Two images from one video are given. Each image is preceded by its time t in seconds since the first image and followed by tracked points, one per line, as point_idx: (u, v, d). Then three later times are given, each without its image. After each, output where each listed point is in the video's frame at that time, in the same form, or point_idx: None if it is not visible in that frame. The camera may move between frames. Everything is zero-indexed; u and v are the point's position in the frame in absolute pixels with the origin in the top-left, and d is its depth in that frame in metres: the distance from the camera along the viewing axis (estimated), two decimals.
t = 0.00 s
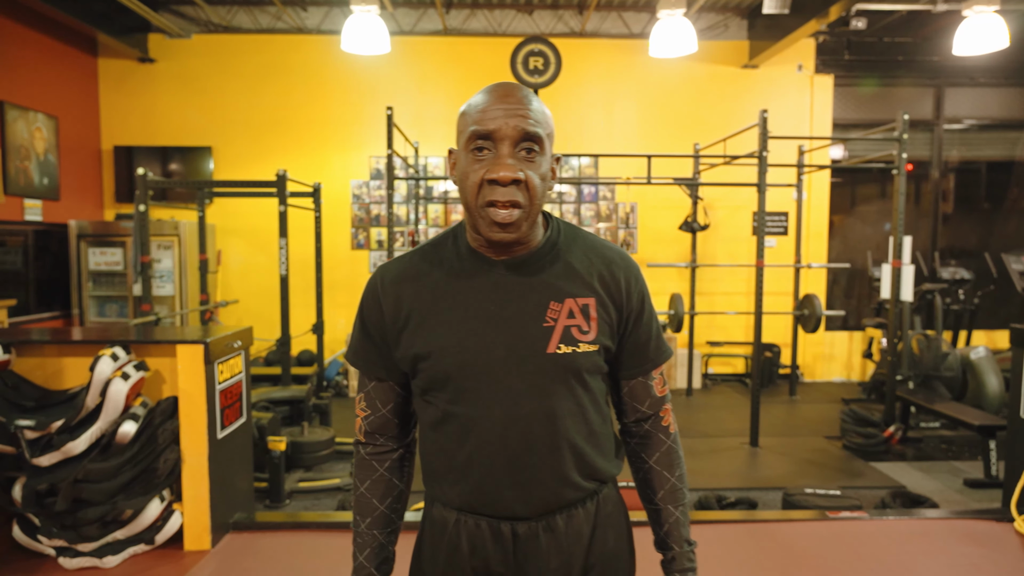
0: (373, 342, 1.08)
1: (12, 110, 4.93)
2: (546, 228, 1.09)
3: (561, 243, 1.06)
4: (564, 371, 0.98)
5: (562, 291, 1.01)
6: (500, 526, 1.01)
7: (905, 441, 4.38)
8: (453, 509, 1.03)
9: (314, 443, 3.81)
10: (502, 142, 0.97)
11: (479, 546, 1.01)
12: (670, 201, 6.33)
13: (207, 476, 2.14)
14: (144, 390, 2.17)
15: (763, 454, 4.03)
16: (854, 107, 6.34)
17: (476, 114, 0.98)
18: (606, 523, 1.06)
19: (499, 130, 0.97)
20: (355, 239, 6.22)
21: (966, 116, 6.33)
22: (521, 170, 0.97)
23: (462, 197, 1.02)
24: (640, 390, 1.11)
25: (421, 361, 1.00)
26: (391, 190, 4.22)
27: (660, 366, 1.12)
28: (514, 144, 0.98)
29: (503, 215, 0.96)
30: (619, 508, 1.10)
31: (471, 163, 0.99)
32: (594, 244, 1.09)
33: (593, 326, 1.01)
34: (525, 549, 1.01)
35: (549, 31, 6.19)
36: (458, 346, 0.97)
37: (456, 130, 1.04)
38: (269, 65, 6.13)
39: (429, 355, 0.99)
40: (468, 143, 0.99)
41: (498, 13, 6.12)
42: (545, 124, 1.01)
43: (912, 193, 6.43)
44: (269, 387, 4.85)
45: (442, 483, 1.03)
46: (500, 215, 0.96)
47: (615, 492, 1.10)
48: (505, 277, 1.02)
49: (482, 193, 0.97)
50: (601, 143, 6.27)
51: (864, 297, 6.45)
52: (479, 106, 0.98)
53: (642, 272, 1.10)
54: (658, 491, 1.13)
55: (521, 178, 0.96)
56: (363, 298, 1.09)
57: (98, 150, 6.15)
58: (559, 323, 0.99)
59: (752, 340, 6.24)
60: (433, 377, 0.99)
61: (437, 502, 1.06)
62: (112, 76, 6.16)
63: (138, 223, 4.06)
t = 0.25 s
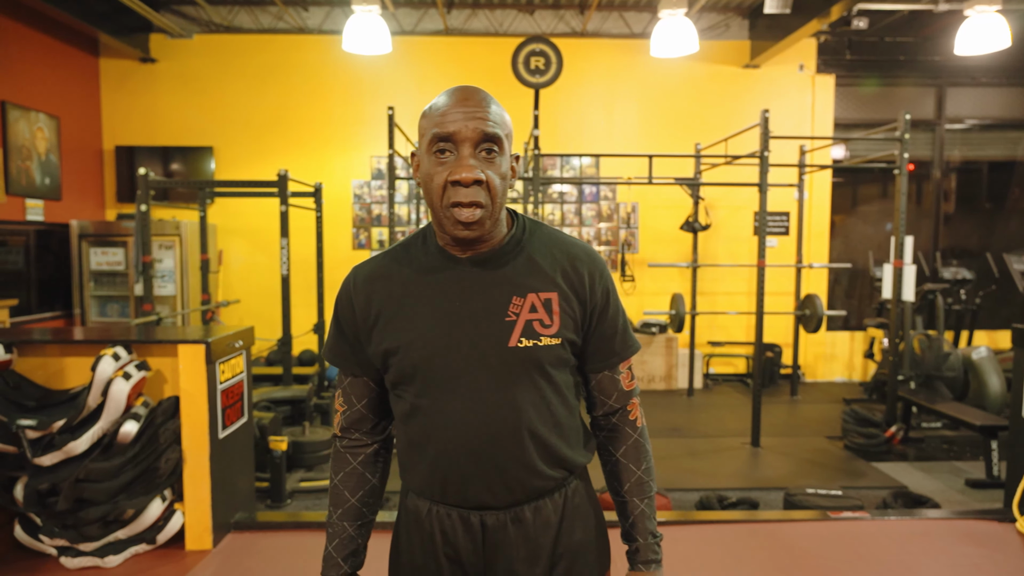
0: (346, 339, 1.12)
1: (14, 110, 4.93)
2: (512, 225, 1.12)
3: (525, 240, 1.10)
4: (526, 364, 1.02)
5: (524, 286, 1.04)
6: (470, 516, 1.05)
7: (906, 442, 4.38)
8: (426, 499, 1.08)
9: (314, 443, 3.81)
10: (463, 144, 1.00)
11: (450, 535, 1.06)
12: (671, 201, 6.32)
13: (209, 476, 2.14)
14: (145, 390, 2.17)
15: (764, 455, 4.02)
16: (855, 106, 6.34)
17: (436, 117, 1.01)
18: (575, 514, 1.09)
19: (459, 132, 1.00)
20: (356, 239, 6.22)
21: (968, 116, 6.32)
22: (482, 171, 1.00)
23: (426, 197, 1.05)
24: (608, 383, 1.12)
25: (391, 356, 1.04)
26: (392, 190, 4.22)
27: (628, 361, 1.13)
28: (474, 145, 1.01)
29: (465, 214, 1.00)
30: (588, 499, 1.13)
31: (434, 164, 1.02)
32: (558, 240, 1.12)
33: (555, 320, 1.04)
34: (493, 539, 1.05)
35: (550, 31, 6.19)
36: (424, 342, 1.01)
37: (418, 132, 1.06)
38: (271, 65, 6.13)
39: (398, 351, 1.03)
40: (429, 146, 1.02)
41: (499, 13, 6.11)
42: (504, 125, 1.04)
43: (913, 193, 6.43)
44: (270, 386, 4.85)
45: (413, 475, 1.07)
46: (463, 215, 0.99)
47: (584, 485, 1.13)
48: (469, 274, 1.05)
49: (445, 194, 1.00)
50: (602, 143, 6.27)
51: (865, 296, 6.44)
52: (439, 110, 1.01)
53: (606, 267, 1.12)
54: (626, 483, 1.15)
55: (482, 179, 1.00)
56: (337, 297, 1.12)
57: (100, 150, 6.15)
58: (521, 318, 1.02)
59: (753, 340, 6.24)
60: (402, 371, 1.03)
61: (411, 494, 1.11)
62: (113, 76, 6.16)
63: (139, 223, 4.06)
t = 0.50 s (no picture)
0: (337, 336, 1.13)
1: (17, 110, 4.95)
2: (496, 222, 1.12)
3: (509, 236, 1.10)
4: (509, 356, 1.02)
5: (507, 281, 1.05)
6: (458, 507, 1.06)
7: (909, 442, 4.37)
8: (415, 492, 1.09)
9: (317, 443, 3.84)
10: (445, 145, 1.00)
11: (438, 526, 1.06)
12: (673, 201, 6.32)
13: (211, 475, 2.14)
14: (148, 390, 2.17)
15: (766, 455, 4.02)
16: (858, 106, 6.33)
17: (418, 119, 1.02)
18: (562, 507, 1.09)
19: (441, 133, 1.00)
20: (358, 239, 6.23)
21: (971, 116, 6.31)
22: (465, 170, 1.00)
23: (410, 197, 1.05)
24: (595, 376, 1.12)
25: (380, 352, 1.05)
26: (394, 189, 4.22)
27: (613, 352, 1.13)
28: (456, 146, 1.01)
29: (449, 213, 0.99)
30: (576, 494, 1.13)
31: (417, 166, 1.02)
32: (542, 236, 1.13)
33: (538, 313, 1.04)
34: (481, 531, 1.05)
35: (553, 31, 6.19)
36: (410, 336, 1.02)
37: (400, 134, 1.07)
38: (273, 65, 6.14)
39: (385, 346, 1.04)
40: (412, 147, 1.02)
41: (501, 13, 6.12)
42: (485, 125, 1.05)
43: (916, 193, 6.42)
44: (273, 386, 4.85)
45: (402, 468, 1.08)
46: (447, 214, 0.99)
47: (572, 479, 1.14)
48: (455, 270, 1.06)
49: (429, 194, 1.00)
50: (604, 142, 6.27)
51: (868, 296, 6.43)
52: (421, 112, 1.02)
53: (589, 260, 1.12)
54: (616, 473, 1.14)
55: (465, 178, 1.00)
56: (326, 295, 1.13)
57: (103, 150, 6.16)
58: (504, 311, 1.03)
59: (756, 340, 6.24)
60: (390, 366, 1.03)
61: (401, 487, 1.11)
62: (115, 76, 6.17)
63: (142, 223, 4.07)
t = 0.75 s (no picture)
0: (337, 325, 1.12)
1: (22, 111, 4.96)
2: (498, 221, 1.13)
3: (511, 235, 1.10)
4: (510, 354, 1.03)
5: (509, 279, 1.06)
6: (454, 502, 1.05)
7: (913, 442, 4.36)
8: (412, 487, 1.08)
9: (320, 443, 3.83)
10: (464, 150, 1.00)
11: (435, 521, 1.06)
12: (676, 201, 6.31)
13: (214, 475, 2.14)
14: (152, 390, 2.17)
15: (770, 455, 4.02)
16: (862, 106, 6.32)
17: (438, 122, 1.01)
18: (557, 502, 1.10)
19: (461, 138, 1.00)
20: (361, 239, 6.23)
21: (976, 115, 6.30)
22: (483, 176, 1.00)
23: (423, 199, 1.04)
24: (593, 368, 1.13)
25: (379, 346, 1.05)
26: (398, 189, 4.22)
27: (610, 347, 1.14)
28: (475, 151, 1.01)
29: (464, 218, 0.99)
30: (571, 489, 1.13)
31: (434, 168, 1.02)
32: (542, 234, 1.13)
33: (539, 311, 1.06)
34: (477, 526, 1.05)
35: (556, 31, 6.19)
36: (414, 333, 1.02)
37: (416, 135, 1.06)
38: (276, 66, 6.15)
39: (386, 341, 1.04)
40: (430, 150, 1.01)
41: (504, 13, 6.12)
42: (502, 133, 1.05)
43: (920, 193, 6.40)
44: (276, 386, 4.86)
45: (400, 463, 1.07)
46: (462, 218, 0.99)
47: (568, 476, 1.14)
48: (457, 267, 1.06)
49: (445, 197, 1.00)
50: (608, 143, 6.26)
51: (872, 297, 6.41)
52: (440, 115, 1.01)
53: (588, 259, 1.13)
54: (614, 461, 1.14)
55: (482, 183, 1.00)
56: (327, 284, 1.12)
57: (107, 150, 6.18)
58: (506, 310, 1.04)
59: (759, 340, 6.23)
60: (390, 362, 1.03)
61: (398, 482, 1.11)
62: (120, 76, 6.19)
63: (146, 223, 4.07)
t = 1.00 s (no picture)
0: (345, 319, 1.11)
1: (27, 111, 4.98)
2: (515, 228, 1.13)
3: (527, 244, 1.11)
4: (519, 362, 1.03)
5: (523, 289, 1.06)
6: (454, 502, 1.05)
7: (918, 443, 4.34)
8: (413, 484, 1.08)
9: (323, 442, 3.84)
10: (490, 160, 1.00)
11: (434, 519, 1.05)
12: (680, 201, 6.31)
13: (218, 475, 2.15)
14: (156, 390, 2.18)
15: (774, 455, 4.01)
16: (866, 106, 6.30)
17: (465, 130, 1.01)
18: (556, 504, 1.10)
19: (488, 148, 1.00)
20: (365, 239, 6.24)
21: (980, 115, 6.28)
22: (505, 187, 1.00)
23: (444, 205, 1.04)
24: (597, 379, 1.14)
25: (387, 345, 1.05)
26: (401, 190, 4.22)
27: (615, 358, 1.15)
28: (500, 162, 1.01)
29: (486, 229, 1.00)
30: (568, 491, 1.12)
31: (458, 175, 1.02)
32: (558, 246, 1.14)
33: (551, 323, 1.06)
34: (476, 526, 1.05)
35: (559, 31, 6.19)
36: (426, 334, 1.02)
37: (440, 140, 1.06)
38: (280, 66, 6.16)
39: (396, 341, 1.03)
40: (456, 157, 1.01)
41: (508, 13, 6.11)
42: (527, 143, 1.05)
43: (925, 193, 6.38)
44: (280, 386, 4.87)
45: (402, 461, 1.08)
46: (484, 229, 0.99)
47: (567, 477, 1.14)
48: (472, 273, 1.06)
49: (468, 206, 1.00)
50: (611, 143, 6.26)
51: (876, 297, 6.40)
52: (468, 123, 1.01)
53: (600, 273, 1.15)
54: (612, 465, 1.13)
55: (505, 195, 1.00)
56: (339, 274, 1.11)
57: (111, 150, 6.20)
58: (519, 319, 1.04)
59: (763, 340, 6.22)
60: (398, 362, 1.03)
61: (398, 479, 1.10)
62: (124, 77, 6.21)
63: (150, 223, 4.08)
